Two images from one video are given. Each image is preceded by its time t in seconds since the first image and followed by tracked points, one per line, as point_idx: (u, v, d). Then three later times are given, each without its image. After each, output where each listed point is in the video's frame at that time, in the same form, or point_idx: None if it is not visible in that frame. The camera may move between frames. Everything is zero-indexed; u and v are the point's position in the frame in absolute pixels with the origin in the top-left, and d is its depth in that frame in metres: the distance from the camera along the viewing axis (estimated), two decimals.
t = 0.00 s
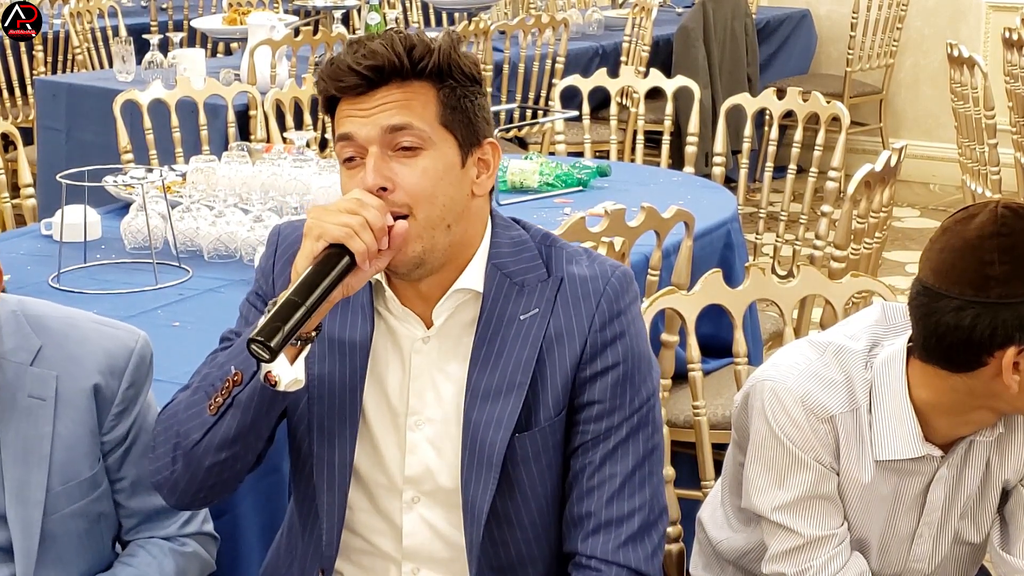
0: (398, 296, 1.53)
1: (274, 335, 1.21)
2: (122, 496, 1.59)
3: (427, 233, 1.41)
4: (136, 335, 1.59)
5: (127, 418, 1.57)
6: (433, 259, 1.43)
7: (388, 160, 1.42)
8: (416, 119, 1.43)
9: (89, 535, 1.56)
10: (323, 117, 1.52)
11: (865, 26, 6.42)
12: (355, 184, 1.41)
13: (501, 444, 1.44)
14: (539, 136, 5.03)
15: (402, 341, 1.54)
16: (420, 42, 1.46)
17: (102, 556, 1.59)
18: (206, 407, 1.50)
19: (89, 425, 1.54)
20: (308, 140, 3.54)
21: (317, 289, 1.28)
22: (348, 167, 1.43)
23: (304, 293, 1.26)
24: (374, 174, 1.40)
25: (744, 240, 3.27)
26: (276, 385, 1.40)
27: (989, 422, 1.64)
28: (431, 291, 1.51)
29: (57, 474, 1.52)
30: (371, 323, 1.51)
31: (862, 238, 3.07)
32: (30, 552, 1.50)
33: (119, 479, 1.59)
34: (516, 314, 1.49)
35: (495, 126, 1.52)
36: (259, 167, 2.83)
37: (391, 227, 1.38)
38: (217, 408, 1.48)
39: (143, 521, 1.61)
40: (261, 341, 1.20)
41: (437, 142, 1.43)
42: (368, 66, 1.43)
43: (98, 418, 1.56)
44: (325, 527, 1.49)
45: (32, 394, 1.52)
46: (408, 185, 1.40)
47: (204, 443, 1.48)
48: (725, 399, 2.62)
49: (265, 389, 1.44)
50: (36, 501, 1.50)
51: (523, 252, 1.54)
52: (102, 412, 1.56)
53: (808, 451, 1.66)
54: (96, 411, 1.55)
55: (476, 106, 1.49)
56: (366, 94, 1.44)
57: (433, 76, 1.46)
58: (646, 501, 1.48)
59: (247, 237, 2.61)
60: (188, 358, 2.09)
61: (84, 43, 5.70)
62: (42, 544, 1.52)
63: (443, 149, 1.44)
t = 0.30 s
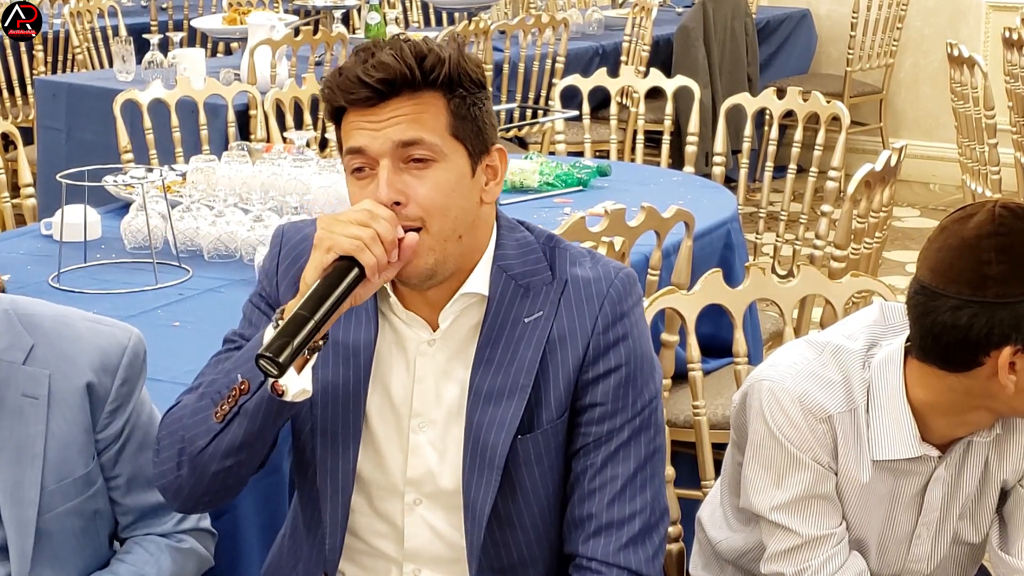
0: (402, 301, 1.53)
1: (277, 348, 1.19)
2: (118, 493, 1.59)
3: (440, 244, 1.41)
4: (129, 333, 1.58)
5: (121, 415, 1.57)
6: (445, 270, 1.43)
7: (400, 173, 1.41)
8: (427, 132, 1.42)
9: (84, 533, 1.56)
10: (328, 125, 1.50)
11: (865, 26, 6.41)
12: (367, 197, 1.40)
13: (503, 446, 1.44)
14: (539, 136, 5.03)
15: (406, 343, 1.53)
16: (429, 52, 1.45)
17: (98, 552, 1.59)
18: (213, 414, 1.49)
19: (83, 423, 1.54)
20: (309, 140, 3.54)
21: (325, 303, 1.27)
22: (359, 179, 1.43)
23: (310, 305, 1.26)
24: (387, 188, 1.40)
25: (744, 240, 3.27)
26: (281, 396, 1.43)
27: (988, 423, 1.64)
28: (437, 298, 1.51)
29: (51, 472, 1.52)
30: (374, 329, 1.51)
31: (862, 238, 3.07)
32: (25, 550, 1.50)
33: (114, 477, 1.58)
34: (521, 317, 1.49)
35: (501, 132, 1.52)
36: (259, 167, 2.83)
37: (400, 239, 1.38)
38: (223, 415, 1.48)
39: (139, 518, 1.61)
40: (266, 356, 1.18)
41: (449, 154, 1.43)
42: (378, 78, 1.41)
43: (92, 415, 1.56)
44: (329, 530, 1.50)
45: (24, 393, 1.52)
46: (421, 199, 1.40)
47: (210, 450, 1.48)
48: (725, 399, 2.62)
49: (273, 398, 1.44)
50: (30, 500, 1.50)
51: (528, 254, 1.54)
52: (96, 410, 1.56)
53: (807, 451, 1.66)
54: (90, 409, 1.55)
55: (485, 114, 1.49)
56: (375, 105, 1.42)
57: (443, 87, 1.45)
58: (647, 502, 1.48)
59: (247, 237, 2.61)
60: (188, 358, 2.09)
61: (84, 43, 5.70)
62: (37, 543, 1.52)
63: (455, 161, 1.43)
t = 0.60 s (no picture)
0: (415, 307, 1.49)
1: (357, 446, 1.18)
2: (117, 493, 1.59)
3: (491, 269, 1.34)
4: (128, 332, 1.58)
5: (121, 414, 1.57)
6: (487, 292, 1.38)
7: (459, 203, 1.31)
8: (484, 160, 1.32)
9: (83, 533, 1.57)
10: (354, 142, 1.35)
11: (865, 25, 6.41)
12: (427, 229, 1.31)
13: (502, 452, 1.44)
14: (539, 136, 5.03)
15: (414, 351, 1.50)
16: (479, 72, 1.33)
17: (98, 551, 1.60)
18: (263, 461, 1.37)
19: (82, 422, 1.53)
20: (309, 140, 3.54)
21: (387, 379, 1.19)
22: (412, 207, 1.32)
23: (375, 386, 1.19)
24: (448, 218, 1.30)
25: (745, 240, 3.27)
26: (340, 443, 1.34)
27: (987, 423, 1.64)
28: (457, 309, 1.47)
29: (50, 472, 1.52)
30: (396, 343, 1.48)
31: (862, 238, 3.07)
32: (24, 550, 1.50)
33: (114, 477, 1.58)
34: (526, 325, 1.47)
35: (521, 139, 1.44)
36: (260, 167, 2.83)
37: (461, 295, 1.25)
38: (277, 463, 1.36)
39: (138, 517, 1.61)
40: (346, 452, 1.19)
41: (501, 179, 1.34)
42: (440, 106, 1.29)
43: (92, 415, 1.55)
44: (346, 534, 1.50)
45: (24, 393, 1.51)
46: (482, 229, 1.31)
47: (261, 490, 1.39)
48: (725, 399, 2.62)
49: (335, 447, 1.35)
50: (29, 500, 1.50)
51: (538, 262, 1.51)
52: (96, 409, 1.55)
53: (805, 451, 1.66)
54: (89, 408, 1.55)
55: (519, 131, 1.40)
56: (431, 133, 1.30)
57: (496, 111, 1.34)
58: (635, 511, 1.48)
59: (247, 237, 2.61)
60: (187, 358, 2.09)
61: (84, 42, 5.70)
62: (35, 542, 1.52)
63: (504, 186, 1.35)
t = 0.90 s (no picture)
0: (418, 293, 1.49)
1: (378, 421, 1.17)
2: (118, 492, 1.59)
3: (490, 246, 1.37)
4: (129, 331, 1.58)
5: (122, 412, 1.57)
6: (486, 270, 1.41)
7: (461, 180, 1.34)
8: (487, 140, 1.35)
9: (84, 532, 1.57)
10: (359, 122, 1.37)
11: (865, 25, 6.41)
12: (428, 205, 1.33)
13: (513, 442, 1.44)
14: (539, 136, 5.03)
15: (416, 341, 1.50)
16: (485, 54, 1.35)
17: (99, 550, 1.60)
18: (265, 437, 1.39)
19: (83, 422, 1.54)
20: (309, 141, 3.54)
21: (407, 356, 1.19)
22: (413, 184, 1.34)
23: (395, 363, 1.18)
24: (452, 196, 1.32)
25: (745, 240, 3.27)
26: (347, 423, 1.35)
27: (987, 422, 1.64)
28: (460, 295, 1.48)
29: (51, 471, 1.52)
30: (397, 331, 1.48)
31: (862, 238, 3.07)
32: (25, 550, 1.50)
33: (115, 476, 1.58)
34: (532, 316, 1.48)
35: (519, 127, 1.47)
36: (260, 167, 2.83)
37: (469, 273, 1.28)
38: (280, 440, 1.37)
39: (139, 517, 1.61)
40: (366, 430, 1.18)
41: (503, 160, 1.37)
42: (448, 86, 1.31)
43: (93, 414, 1.55)
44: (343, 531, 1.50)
45: (24, 392, 1.52)
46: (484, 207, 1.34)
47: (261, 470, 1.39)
48: (725, 399, 2.62)
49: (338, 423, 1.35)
50: (30, 498, 1.50)
51: (540, 252, 1.53)
52: (97, 408, 1.56)
53: (804, 450, 1.66)
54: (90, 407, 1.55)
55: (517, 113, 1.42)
56: (438, 111, 1.32)
57: (498, 94, 1.37)
58: (641, 500, 1.49)
59: (247, 237, 2.61)
60: (187, 357, 2.09)
61: (85, 43, 5.70)
62: (36, 542, 1.52)
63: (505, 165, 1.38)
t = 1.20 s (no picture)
0: (400, 273, 1.53)
1: (287, 299, 1.23)
2: (118, 493, 1.59)
3: (431, 197, 1.40)
4: (128, 331, 1.58)
5: (122, 413, 1.57)
6: (435, 226, 1.42)
7: (397, 123, 1.42)
8: (426, 88, 1.43)
9: (84, 532, 1.56)
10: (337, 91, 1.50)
11: (865, 25, 6.41)
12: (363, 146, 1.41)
13: (504, 432, 1.44)
14: (539, 137, 5.03)
15: (401, 327, 1.53)
16: (434, 15, 1.46)
17: (98, 551, 1.60)
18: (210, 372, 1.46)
19: (82, 422, 1.53)
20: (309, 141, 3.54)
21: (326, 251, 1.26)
22: (356, 131, 1.43)
23: (313, 253, 1.25)
24: (383, 135, 1.40)
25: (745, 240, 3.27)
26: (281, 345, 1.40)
27: (987, 422, 1.63)
28: (434, 271, 1.51)
29: (50, 471, 1.52)
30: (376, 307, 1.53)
31: (862, 238, 3.07)
32: (24, 549, 1.50)
33: (115, 476, 1.58)
34: (520, 303, 1.49)
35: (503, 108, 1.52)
36: (260, 167, 2.83)
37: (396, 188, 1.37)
38: (220, 371, 1.45)
39: (139, 518, 1.61)
40: (274, 305, 1.23)
41: (446, 111, 1.43)
42: (382, 32, 1.43)
43: (92, 415, 1.55)
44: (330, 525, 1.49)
45: (23, 392, 1.52)
46: (416, 147, 1.40)
47: (208, 410, 1.45)
48: (725, 399, 2.62)
49: (273, 344, 1.40)
50: (29, 498, 1.50)
51: (526, 242, 1.54)
52: (96, 409, 1.55)
53: (804, 450, 1.66)
54: (90, 408, 1.55)
55: (487, 85, 1.49)
56: (378, 60, 1.44)
57: (447, 52, 1.46)
58: (639, 492, 1.49)
59: (247, 237, 2.61)
60: (187, 357, 2.09)
61: (85, 43, 5.71)
62: (35, 542, 1.52)
63: (452, 118, 1.43)
